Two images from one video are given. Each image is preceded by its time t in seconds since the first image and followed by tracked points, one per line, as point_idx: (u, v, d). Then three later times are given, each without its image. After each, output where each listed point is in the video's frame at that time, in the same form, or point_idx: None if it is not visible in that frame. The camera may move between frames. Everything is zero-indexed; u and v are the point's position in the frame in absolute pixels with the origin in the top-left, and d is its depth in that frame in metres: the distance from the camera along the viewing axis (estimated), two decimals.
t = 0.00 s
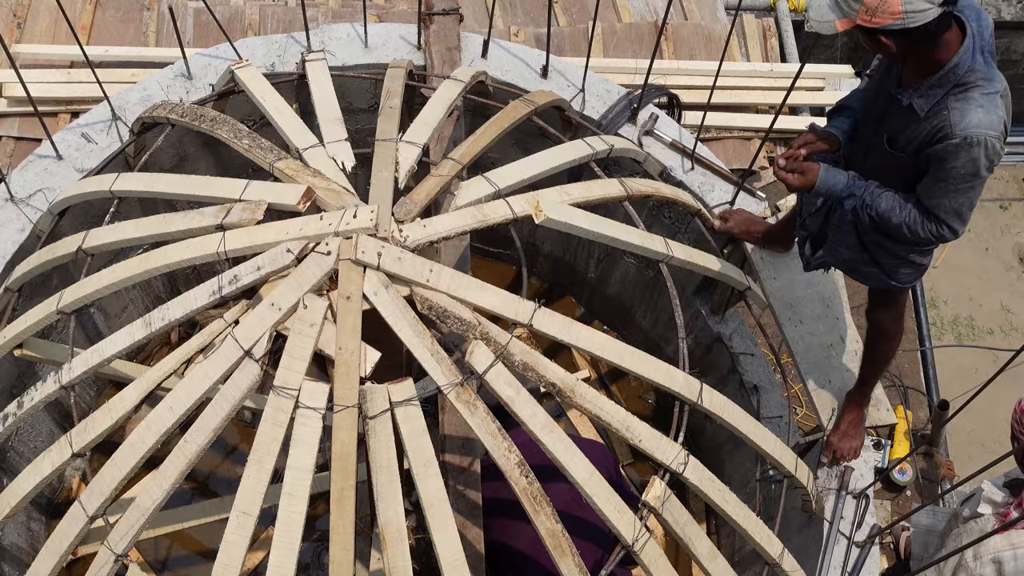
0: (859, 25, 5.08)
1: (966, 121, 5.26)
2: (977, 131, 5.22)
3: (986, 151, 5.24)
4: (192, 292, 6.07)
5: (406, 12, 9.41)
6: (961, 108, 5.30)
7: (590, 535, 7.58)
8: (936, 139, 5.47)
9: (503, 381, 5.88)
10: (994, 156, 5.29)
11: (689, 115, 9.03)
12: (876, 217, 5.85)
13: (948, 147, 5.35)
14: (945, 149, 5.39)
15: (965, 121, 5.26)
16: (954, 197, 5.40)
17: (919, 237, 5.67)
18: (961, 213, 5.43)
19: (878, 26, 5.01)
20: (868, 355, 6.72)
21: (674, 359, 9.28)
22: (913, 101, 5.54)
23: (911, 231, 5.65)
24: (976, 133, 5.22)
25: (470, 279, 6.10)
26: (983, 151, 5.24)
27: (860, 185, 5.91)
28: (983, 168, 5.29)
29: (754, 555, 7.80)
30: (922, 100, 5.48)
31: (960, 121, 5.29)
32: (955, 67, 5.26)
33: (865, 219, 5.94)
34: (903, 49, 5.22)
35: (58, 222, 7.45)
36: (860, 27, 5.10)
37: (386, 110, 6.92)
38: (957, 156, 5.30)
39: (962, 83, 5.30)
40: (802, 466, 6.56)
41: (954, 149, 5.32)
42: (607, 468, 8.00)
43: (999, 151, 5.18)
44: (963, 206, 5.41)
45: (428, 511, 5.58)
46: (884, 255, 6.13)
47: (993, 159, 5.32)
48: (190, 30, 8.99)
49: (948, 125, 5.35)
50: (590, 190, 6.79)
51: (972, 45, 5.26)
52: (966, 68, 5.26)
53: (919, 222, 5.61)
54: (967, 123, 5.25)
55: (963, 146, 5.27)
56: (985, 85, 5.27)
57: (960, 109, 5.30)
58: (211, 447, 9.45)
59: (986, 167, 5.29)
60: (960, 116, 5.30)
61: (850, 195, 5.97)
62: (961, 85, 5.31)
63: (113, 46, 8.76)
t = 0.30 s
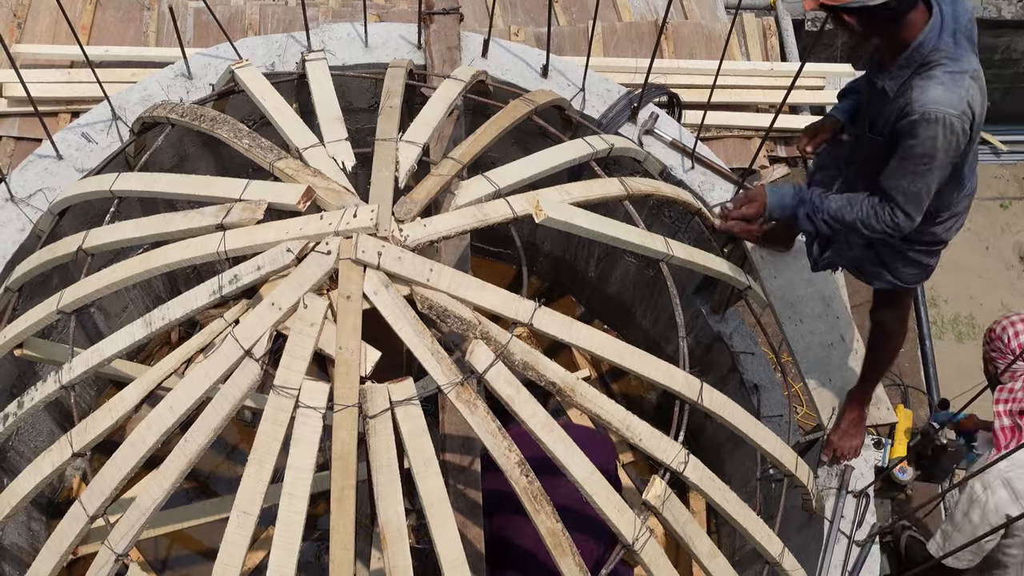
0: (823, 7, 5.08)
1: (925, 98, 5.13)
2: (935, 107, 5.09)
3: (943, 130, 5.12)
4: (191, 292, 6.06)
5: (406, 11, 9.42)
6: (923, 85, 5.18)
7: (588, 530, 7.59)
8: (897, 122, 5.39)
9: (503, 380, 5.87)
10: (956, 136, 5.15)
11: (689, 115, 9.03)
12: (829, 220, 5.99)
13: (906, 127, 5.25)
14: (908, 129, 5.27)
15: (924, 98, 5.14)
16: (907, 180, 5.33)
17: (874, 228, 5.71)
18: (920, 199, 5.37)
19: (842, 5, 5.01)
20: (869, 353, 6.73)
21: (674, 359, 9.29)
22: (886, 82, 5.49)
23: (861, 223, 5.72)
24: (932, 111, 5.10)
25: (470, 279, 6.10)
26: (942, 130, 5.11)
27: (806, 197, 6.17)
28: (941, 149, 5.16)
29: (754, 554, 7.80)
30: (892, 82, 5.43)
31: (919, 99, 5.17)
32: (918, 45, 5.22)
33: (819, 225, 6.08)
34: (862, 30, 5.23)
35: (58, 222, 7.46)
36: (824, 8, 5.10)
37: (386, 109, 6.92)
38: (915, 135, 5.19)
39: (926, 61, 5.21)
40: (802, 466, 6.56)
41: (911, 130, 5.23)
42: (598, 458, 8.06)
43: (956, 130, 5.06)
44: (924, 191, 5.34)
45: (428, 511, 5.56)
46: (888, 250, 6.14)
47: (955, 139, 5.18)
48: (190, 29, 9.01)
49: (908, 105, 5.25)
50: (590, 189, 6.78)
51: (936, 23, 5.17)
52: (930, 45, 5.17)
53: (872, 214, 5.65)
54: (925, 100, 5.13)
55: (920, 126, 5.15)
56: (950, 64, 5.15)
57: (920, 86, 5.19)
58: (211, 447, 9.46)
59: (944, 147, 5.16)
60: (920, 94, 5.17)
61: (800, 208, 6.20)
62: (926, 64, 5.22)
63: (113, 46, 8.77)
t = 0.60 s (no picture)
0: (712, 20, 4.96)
1: (800, 66, 4.91)
2: (804, 75, 4.85)
3: (811, 95, 4.83)
4: (193, 289, 6.06)
5: (408, 8, 9.42)
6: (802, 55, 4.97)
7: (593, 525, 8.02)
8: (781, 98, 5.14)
9: (505, 377, 5.87)
10: (825, 99, 4.84)
11: (691, 112, 9.05)
12: (693, 224, 5.49)
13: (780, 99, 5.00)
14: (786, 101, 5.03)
15: (798, 66, 4.92)
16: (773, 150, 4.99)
17: (740, 212, 5.30)
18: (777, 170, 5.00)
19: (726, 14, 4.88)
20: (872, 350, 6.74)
21: (675, 356, 9.30)
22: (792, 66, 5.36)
23: (724, 213, 5.31)
24: (801, 77, 4.86)
25: (472, 276, 6.10)
26: (808, 95, 4.83)
27: (666, 211, 5.62)
28: (806, 115, 4.86)
29: (756, 551, 7.83)
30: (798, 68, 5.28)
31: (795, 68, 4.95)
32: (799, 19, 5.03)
33: (687, 230, 5.55)
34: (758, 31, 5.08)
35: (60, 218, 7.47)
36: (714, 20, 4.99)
37: (388, 107, 6.92)
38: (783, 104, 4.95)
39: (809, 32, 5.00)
40: (804, 464, 6.56)
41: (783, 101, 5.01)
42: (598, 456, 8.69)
43: (817, 90, 4.76)
44: (781, 158, 4.99)
45: (429, 508, 5.56)
46: (892, 238, 6.24)
47: (828, 105, 4.89)
48: (191, 26, 9.01)
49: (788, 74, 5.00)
50: (592, 187, 6.78)
51: None
52: (812, 17, 4.99)
53: (736, 197, 5.24)
54: (799, 68, 4.91)
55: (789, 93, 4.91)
56: (826, 35, 4.92)
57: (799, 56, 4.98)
58: (212, 444, 9.47)
59: (812, 111, 4.86)
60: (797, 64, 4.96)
61: (665, 220, 5.65)
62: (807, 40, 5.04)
63: (114, 43, 8.76)
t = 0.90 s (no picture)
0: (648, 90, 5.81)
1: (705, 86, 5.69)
2: (708, 88, 5.59)
3: (719, 100, 5.50)
4: (195, 288, 6.05)
5: (410, 7, 9.42)
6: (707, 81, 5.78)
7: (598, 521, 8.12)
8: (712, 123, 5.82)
9: (507, 376, 5.87)
10: (731, 98, 5.49)
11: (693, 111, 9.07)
12: (695, 216, 5.60)
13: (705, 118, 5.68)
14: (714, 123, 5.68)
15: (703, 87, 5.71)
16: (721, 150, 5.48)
17: (745, 197, 5.48)
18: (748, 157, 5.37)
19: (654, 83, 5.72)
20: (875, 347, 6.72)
21: (678, 355, 9.30)
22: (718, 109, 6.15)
23: (724, 198, 5.48)
24: (708, 91, 5.58)
25: (474, 275, 6.10)
26: (712, 100, 5.53)
27: (668, 202, 5.75)
28: (722, 114, 5.47)
29: (758, 550, 7.85)
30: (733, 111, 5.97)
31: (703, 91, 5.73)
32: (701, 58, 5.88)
33: (689, 223, 5.65)
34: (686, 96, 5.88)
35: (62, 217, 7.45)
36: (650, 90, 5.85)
37: (390, 105, 6.92)
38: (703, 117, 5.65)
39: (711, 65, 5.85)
40: (806, 463, 6.56)
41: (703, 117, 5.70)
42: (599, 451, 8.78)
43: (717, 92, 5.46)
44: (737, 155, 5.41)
45: (431, 507, 5.56)
46: (881, 234, 6.25)
47: (738, 103, 5.48)
48: (194, 25, 9.01)
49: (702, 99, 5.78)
50: (594, 186, 6.79)
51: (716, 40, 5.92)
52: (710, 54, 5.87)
53: (722, 187, 5.50)
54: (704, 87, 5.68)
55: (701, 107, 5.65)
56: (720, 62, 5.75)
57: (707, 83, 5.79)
58: (215, 443, 9.49)
59: (723, 108, 5.48)
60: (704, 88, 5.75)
61: (668, 216, 5.76)
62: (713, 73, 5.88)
63: (117, 41, 8.76)
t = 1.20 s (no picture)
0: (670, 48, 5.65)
1: (743, 67, 5.39)
2: (748, 72, 5.31)
3: (760, 89, 5.24)
4: (198, 286, 6.05)
5: (413, 6, 9.43)
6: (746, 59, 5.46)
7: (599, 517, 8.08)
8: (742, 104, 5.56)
9: (509, 375, 5.86)
10: (772, 90, 5.24)
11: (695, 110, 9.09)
12: (701, 228, 5.56)
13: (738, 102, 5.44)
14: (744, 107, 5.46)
15: (742, 68, 5.40)
16: (747, 149, 5.29)
17: (749, 215, 5.38)
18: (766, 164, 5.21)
19: (682, 39, 5.57)
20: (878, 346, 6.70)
21: (680, 354, 9.29)
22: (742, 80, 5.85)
23: (730, 216, 5.39)
24: (748, 76, 5.30)
25: (477, 274, 6.10)
26: (754, 89, 5.26)
27: (675, 209, 5.69)
28: (762, 107, 5.22)
29: (760, 550, 7.85)
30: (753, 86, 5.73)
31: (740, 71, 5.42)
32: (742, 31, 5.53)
33: (693, 232, 5.63)
34: (701, 57, 5.81)
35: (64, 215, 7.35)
36: (671, 49, 5.70)
37: (393, 104, 6.92)
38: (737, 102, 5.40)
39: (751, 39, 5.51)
40: (809, 462, 6.55)
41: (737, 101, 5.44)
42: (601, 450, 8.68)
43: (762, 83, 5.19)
44: (759, 158, 5.24)
45: (434, 505, 5.56)
46: (891, 231, 6.24)
47: (779, 96, 5.25)
48: (196, 23, 9.02)
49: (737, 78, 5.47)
50: (596, 184, 6.79)
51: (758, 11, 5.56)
52: (750, 27, 5.52)
53: (738, 201, 5.37)
54: (742, 69, 5.38)
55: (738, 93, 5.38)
56: (763, 40, 5.43)
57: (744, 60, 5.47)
58: (217, 441, 9.50)
59: (763, 100, 5.23)
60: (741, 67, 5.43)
61: (674, 222, 5.72)
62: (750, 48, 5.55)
63: (120, 40, 8.77)
